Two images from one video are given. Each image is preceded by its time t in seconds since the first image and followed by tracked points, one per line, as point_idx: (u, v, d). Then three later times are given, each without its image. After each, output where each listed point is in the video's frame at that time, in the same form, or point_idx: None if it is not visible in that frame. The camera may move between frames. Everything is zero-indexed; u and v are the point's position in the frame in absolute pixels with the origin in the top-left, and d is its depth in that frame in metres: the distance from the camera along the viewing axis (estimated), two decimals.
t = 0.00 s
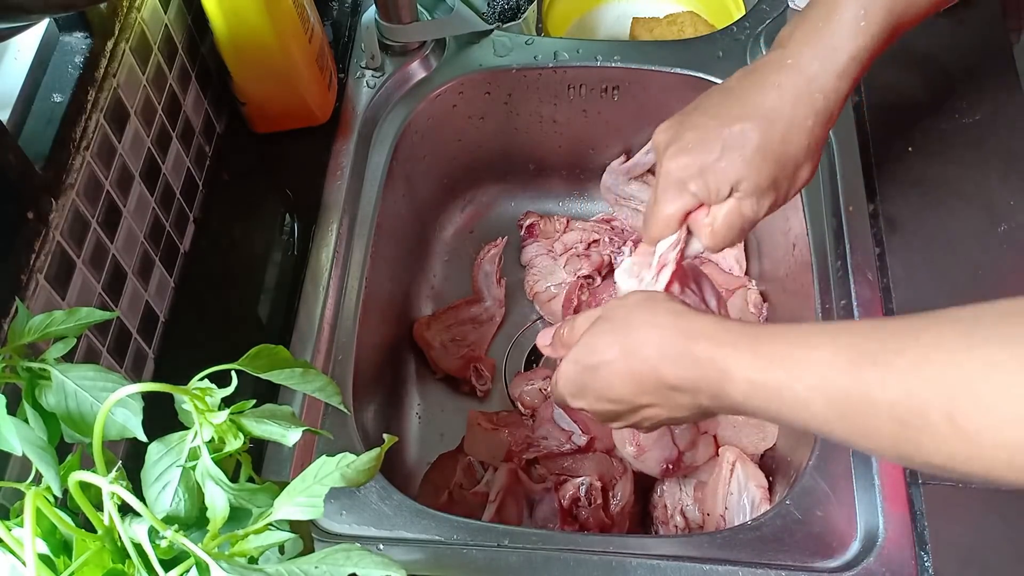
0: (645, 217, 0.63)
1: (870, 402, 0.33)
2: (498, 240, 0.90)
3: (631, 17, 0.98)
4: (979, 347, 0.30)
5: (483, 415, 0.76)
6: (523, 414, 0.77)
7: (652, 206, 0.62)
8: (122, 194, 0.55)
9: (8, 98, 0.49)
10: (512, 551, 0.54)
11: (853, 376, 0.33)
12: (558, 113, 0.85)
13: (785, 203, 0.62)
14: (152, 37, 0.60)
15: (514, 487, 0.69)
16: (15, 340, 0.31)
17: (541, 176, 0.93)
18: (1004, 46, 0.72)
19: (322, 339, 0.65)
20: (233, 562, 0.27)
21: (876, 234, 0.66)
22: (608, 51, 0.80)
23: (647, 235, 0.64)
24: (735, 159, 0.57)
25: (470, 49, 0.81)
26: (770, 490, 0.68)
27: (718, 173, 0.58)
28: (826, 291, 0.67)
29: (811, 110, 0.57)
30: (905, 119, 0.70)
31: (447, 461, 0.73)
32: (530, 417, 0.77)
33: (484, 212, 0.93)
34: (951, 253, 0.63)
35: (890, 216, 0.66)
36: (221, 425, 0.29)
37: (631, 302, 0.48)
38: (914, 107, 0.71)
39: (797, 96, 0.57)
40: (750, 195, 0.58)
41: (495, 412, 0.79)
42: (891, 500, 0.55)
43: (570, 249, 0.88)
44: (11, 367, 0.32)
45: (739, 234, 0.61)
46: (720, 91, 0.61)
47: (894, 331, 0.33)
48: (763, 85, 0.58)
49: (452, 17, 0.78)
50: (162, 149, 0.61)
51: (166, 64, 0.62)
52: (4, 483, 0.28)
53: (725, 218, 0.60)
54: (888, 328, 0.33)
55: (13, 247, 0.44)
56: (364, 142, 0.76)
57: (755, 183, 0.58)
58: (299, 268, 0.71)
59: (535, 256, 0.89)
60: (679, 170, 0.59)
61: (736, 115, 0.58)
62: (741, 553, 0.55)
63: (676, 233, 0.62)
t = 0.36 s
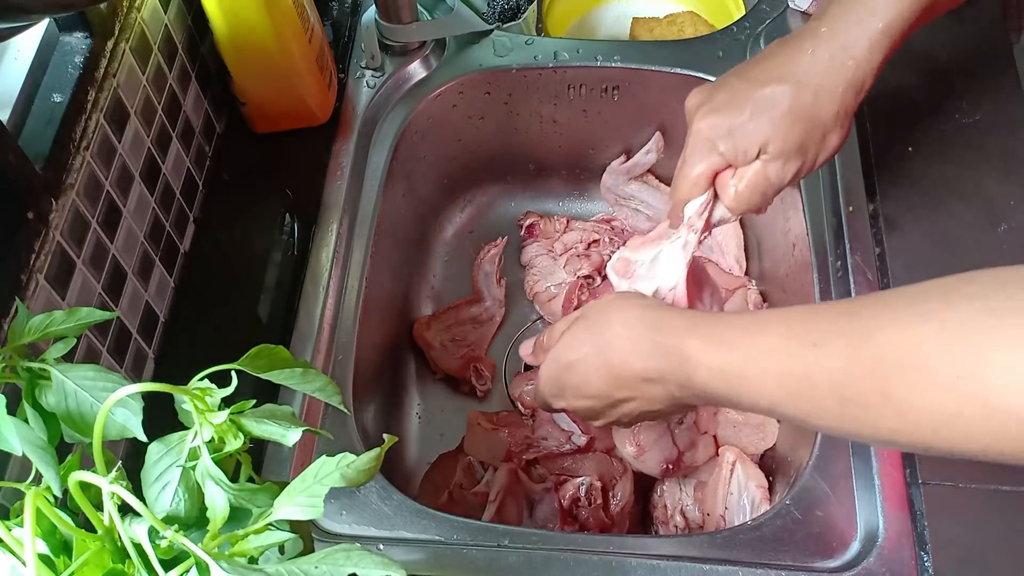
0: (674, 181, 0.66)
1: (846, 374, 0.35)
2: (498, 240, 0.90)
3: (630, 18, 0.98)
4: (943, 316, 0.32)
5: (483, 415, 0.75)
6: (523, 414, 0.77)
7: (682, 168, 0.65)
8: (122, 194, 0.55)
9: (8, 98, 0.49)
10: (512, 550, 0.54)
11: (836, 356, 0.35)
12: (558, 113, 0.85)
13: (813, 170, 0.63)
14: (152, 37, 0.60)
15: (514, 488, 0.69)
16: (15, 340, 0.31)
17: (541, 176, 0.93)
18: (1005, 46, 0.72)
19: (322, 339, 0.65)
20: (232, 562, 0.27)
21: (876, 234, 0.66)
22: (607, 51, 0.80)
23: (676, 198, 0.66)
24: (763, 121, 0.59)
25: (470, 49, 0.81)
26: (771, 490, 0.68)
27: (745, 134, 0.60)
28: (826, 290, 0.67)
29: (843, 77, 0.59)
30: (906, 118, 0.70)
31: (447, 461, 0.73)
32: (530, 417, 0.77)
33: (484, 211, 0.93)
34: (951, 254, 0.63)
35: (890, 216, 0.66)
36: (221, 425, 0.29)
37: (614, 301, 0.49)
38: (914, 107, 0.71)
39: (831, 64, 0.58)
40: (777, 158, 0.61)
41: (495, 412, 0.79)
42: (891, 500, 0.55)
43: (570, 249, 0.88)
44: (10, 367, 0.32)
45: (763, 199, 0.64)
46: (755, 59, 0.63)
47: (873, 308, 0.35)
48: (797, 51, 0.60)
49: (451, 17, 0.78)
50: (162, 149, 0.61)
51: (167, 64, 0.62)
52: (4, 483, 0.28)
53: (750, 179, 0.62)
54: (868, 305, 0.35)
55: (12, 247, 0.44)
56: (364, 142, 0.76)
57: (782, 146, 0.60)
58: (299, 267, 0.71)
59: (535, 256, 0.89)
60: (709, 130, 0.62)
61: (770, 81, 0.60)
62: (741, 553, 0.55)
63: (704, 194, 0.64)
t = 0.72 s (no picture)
0: (683, 163, 0.64)
1: (844, 372, 0.35)
2: (498, 240, 0.90)
3: (630, 18, 0.98)
4: (944, 315, 0.32)
5: (484, 415, 0.75)
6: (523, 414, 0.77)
7: (690, 151, 0.64)
8: (122, 194, 0.55)
9: (8, 98, 0.49)
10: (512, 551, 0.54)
11: (831, 357, 0.35)
12: (558, 113, 0.85)
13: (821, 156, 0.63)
14: (152, 37, 0.60)
15: (514, 487, 0.69)
16: (15, 340, 0.31)
17: (541, 176, 0.93)
18: (1005, 46, 0.72)
19: (322, 339, 0.65)
20: (232, 562, 0.27)
21: (876, 234, 0.66)
22: (607, 51, 0.80)
23: (686, 180, 0.65)
24: (776, 99, 0.59)
25: (470, 49, 0.81)
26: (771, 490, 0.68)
27: (759, 111, 0.60)
28: (826, 290, 0.67)
29: (852, 63, 0.60)
30: (906, 118, 0.70)
31: (447, 461, 0.73)
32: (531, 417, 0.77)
33: (484, 212, 0.93)
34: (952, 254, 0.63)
35: (890, 216, 0.66)
36: (221, 425, 0.29)
37: (597, 310, 0.52)
38: (914, 107, 0.71)
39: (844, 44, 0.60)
40: (790, 138, 0.60)
41: (495, 412, 0.79)
42: (891, 500, 0.55)
43: (570, 249, 0.88)
44: (10, 367, 0.32)
45: (774, 181, 0.63)
46: (766, 43, 0.65)
47: (878, 303, 0.35)
48: (811, 32, 0.61)
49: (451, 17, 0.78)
50: (162, 149, 0.61)
51: (167, 64, 0.62)
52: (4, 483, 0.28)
53: (762, 161, 0.61)
54: (872, 303, 0.35)
55: (12, 247, 0.44)
56: (364, 142, 0.76)
57: (796, 124, 0.59)
58: (299, 268, 0.72)
59: (535, 256, 0.89)
60: (720, 108, 0.61)
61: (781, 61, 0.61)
62: (741, 553, 0.55)
63: (715, 176, 0.63)
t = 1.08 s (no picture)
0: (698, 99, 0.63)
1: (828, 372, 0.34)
2: (498, 240, 0.90)
3: (630, 18, 0.98)
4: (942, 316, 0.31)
5: (483, 415, 0.77)
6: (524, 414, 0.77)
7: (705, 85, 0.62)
8: (122, 194, 0.55)
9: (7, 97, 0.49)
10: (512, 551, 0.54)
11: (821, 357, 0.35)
12: (558, 113, 0.85)
13: (836, 94, 0.63)
14: (152, 37, 0.60)
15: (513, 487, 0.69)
16: (14, 340, 0.31)
17: (541, 176, 0.93)
18: (1005, 46, 0.72)
19: (322, 339, 0.65)
20: (232, 562, 0.27)
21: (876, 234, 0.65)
22: (607, 51, 0.80)
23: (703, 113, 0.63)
24: (795, 30, 0.58)
25: (470, 49, 0.81)
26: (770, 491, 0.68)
27: (776, 44, 0.59)
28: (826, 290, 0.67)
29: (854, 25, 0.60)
30: (906, 117, 0.70)
31: (448, 462, 0.74)
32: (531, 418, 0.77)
33: (484, 211, 0.93)
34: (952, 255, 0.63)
35: (890, 215, 0.66)
36: (221, 425, 0.29)
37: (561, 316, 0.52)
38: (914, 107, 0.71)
39: None
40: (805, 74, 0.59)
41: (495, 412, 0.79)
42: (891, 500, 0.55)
43: (570, 249, 0.88)
44: (10, 367, 0.32)
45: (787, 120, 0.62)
46: None
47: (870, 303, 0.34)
48: None
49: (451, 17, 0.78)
50: (162, 148, 0.61)
51: (167, 63, 0.62)
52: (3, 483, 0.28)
53: (777, 99, 0.60)
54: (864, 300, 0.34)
55: (12, 246, 0.44)
56: (364, 141, 0.76)
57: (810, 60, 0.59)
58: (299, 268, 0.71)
59: (536, 256, 0.89)
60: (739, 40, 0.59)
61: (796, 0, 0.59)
62: (741, 553, 0.55)
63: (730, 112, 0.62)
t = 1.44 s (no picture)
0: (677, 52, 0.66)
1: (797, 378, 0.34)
2: (498, 240, 0.91)
3: (630, 18, 0.98)
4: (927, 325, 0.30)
5: (483, 415, 0.77)
6: (524, 414, 0.78)
7: (684, 38, 0.66)
8: (122, 194, 0.55)
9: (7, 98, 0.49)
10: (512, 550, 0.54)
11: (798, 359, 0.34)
12: (558, 113, 0.85)
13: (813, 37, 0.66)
14: (152, 37, 0.60)
15: (514, 488, 0.70)
16: (14, 340, 0.31)
17: (541, 176, 0.93)
18: (1006, 46, 0.72)
19: (322, 339, 0.65)
20: (232, 562, 0.27)
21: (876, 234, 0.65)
22: (608, 51, 0.80)
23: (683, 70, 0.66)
24: None
25: (470, 49, 0.81)
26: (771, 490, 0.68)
27: None
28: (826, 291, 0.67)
29: None
30: (907, 117, 0.70)
31: (447, 462, 0.73)
32: (530, 417, 0.77)
33: (484, 211, 0.93)
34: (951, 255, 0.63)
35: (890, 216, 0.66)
36: (221, 424, 0.29)
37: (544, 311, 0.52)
38: (914, 107, 0.71)
39: None
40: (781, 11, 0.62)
41: (495, 412, 0.79)
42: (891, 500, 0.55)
43: (570, 249, 0.88)
44: (10, 367, 0.32)
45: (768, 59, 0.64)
46: None
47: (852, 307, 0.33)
48: None
49: (451, 17, 0.78)
50: (162, 149, 0.61)
51: (167, 63, 0.62)
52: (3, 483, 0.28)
53: (755, 36, 0.63)
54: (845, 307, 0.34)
55: (13, 246, 0.44)
56: (364, 141, 0.75)
57: None
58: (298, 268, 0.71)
59: (536, 256, 0.89)
60: None
61: None
62: (741, 554, 0.55)
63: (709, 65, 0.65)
